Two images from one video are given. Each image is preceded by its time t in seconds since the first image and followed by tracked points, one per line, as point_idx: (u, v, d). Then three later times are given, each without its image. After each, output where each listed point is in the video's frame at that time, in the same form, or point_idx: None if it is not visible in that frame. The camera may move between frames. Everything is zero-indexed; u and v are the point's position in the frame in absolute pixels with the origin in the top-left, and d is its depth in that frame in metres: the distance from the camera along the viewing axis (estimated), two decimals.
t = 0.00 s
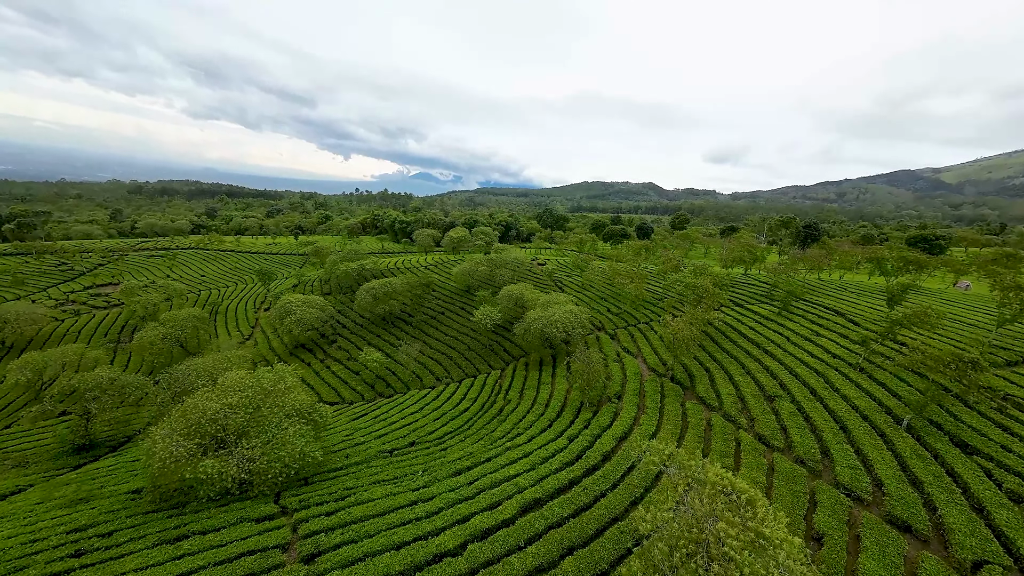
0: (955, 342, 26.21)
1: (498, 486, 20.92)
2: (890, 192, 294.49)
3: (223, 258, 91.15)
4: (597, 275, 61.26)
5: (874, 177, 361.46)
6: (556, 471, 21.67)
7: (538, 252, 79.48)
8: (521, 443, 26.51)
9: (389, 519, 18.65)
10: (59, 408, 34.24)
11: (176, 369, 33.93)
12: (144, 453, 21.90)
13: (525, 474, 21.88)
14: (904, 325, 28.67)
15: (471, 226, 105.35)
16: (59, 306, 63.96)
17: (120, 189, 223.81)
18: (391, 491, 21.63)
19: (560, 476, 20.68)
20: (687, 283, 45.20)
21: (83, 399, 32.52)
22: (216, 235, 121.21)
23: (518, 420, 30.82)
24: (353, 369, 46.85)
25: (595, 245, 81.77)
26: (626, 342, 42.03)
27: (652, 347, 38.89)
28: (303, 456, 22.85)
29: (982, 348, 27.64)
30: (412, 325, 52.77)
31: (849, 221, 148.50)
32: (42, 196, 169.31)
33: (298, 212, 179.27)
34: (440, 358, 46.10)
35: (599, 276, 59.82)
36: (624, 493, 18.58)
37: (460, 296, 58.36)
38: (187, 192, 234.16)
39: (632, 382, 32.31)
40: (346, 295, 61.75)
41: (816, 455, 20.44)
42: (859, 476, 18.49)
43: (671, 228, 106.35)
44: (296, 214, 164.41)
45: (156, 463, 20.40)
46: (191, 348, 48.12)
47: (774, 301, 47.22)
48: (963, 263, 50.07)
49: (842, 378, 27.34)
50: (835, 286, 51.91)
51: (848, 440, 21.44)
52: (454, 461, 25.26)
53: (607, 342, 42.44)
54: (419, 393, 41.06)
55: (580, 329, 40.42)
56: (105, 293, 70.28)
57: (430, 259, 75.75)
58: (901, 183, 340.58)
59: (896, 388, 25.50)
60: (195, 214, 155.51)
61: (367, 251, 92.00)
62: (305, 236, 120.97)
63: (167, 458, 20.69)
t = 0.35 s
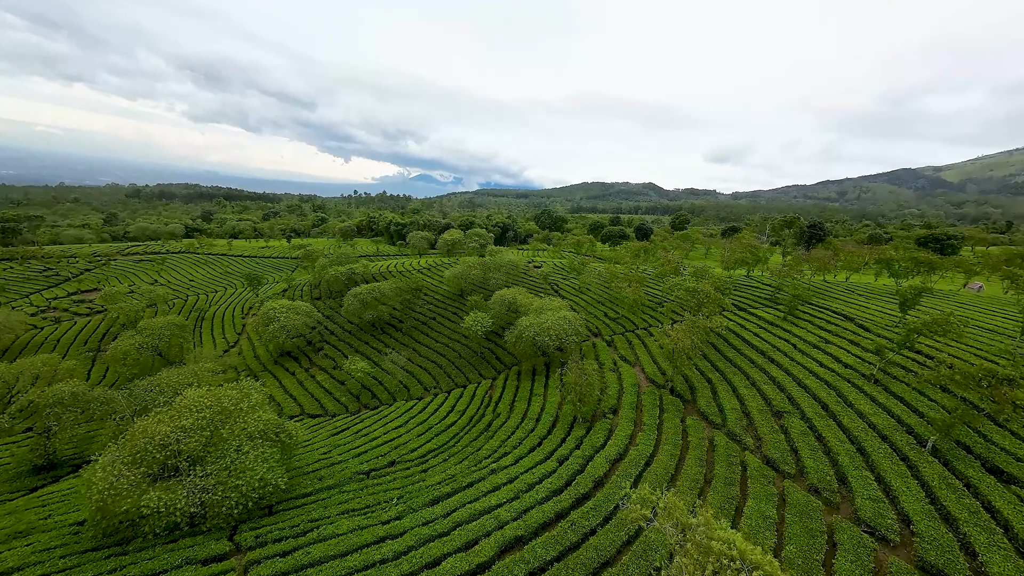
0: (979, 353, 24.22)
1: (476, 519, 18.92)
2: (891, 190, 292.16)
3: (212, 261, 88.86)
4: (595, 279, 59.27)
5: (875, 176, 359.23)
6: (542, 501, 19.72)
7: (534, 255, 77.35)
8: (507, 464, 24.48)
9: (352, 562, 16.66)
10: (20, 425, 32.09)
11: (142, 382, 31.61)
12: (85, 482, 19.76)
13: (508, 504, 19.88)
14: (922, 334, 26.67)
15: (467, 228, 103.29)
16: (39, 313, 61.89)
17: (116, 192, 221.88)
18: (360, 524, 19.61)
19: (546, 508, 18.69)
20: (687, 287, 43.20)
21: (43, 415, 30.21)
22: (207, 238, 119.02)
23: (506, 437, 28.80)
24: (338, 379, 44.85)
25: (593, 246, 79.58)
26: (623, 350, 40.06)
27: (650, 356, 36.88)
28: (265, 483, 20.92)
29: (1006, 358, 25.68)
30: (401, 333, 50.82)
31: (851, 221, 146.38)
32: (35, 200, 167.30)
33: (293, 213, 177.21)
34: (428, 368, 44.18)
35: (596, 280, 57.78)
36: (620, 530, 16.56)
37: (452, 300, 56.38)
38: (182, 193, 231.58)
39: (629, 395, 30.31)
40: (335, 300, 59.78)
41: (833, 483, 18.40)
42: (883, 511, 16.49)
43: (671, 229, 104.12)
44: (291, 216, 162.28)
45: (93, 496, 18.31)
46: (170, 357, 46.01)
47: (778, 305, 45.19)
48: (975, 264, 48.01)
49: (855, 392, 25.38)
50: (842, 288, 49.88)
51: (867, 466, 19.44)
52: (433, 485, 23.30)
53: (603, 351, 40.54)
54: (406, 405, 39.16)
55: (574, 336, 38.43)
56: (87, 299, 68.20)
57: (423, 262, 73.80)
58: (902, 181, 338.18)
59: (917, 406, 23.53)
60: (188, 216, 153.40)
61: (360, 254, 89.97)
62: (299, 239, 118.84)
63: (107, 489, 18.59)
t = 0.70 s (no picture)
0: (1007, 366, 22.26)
1: (449, 562, 16.92)
2: (892, 189, 290.40)
3: (200, 264, 86.34)
4: (591, 283, 57.09)
5: (875, 174, 357.18)
6: (523, 539, 17.75)
7: (530, 257, 75.20)
8: (489, 492, 22.47)
9: None
10: None
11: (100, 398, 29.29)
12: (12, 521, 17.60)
13: (485, 543, 17.87)
14: (943, 345, 24.70)
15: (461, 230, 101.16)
16: (16, 322, 59.64)
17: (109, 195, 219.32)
18: (321, 568, 17.54)
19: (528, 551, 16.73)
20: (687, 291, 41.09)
21: None
22: (198, 241, 116.65)
23: (491, 458, 26.77)
24: (320, 391, 42.80)
25: (590, 247, 77.28)
26: (619, 360, 37.95)
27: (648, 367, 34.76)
28: (215, 520, 18.78)
29: None
30: (388, 340, 48.73)
31: (853, 220, 143.85)
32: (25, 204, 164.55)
33: (287, 216, 174.79)
34: (415, 379, 42.14)
35: (592, 283, 55.66)
36: (610, 573, 14.22)
37: (443, 306, 54.29)
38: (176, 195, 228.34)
39: (624, 411, 28.27)
40: (322, 306, 57.65)
41: (854, 521, 16.36)
42: (915, 557, 14.50)
43: (671, 230, 101.91)
44: (285, 218, 159.95)
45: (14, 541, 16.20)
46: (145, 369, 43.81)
47: (783, 309, 43.14)
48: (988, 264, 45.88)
49: (872, 411, 23.43)
50: (848, 291, 47.84)
51: (890, 499, 17.40)
52: (407, 517, 21.23)
53: (598, 361, 38.48)
54: (389, 420, 37.12)
55: (567, 345, 36.35)
56: (67, 306, 65.89)
57: (415, 266, 71.69)
58: (902, 179, 336.32)
59: (940, 428, 21.46)
60: (182, 218, 151.23)
61: (351, 258, 87.78)
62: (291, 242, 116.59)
63: (30, 533, 16.46)
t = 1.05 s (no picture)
0: None
1: None
2: (889, 187, 289.35)
3: (184, 268, 83.01)
4: (587, 288, 54.92)
5: (873, 172, 356.20)
6: None
7: (525, 261, 73.06)
8: (467, 527, 20.37)
9: None
10: None
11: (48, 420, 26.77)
12: None
13: None
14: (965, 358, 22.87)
15: (455, 232, 98.85)
16: None
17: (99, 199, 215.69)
18: None
19: None
20: (687, 296, 38.91)
21: None
22: (185, 246, 113.76)
23: (473, 485, 24.70)
24: (300, 405, 40.59)
25: (586, 249, 75.04)
26: (615, 372, 35.83)
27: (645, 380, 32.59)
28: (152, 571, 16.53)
29: None
30: (374, 350, 46.50)
31: (853, 220, 142.03)
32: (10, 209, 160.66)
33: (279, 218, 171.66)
34: (399, 392, 39.92)
35: (587, 288, 53.47)
36: None
37: (432, 312, 52.13)
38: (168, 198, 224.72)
39: (619, 432, 26.18)
40: (307, 314, 55.32)
41: (882, 571, 14.43)
42: None
43: (669, 231, 99.70)
44: (277, 220, 157.09)
45: None
46: (114, 384, 41.44)
47: (786, 314, 41.15)
48: (1000, 264, 43.89)
49: (891, 433, 21.56)
50: (854, 295, 45.88)
51: (919, 544, 15.41)
52: (375, 559, 19.15)
53: (592, 372, 36.29)
54: (370, 437, 34.88)
55: (559, 355, 34.21)
56: (42, 316, 63.21)
57: (405, 270, 69.48)
58: (900, 177, 335.46)
59: (968, 455, 19.46)
60: (172, 221, 148.16)
61: (341, 263, 85.40)
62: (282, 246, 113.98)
63: None
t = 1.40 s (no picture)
0: None
1: None
2: (886, 185, 288.87)
3: (167, 272, 78.61)
4: (582, 293, 52.64)
5: (869, 170, 356.03)
6: None
7: (518, 265, 70.72)
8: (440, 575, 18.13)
9: None
10: None
11: None
12: None
13: None
14: (994, 374, 20.94)
15: (447, 236, 96.49)
16: None
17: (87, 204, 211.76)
18: None
19: None
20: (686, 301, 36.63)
21: None
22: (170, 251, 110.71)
23: (452, 520, 22.49)
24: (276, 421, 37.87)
25: (581, 252, 72.71)
26: (610, 385, 33.59)
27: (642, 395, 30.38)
28: None
29: None
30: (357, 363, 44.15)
31: (852, 219, 140.28)
32: None
33: (271, 222, 168.55)
34: (382, 408, 37.63)
35: (582, 293, 51.13)
36: None
37: (420, 320, 49.82)
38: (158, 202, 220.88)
39: (614, 455, 24.03)
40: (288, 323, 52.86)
41: None
42: None
43: (666, 232, 97.54)
44: (268, 224, 154.14)
45: None
46: (78, 402, 38.82)
47: (790, 319, 39.09)
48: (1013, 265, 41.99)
49: (915, 459, 19.58)
50: (860, 298, 43.90)
51: None
52: None
53: (586, 386, 34.01)
54: (348, 458, 32.41)
55: (550, 368, 31.93)
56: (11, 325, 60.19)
57: (394, 276, 67.21)
58: (896, 175, 335.27)
59: (1005, 486, 17.51)
60: (161, 226, 145.02)
61: (329, 268, 82.80)
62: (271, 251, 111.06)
63: None
